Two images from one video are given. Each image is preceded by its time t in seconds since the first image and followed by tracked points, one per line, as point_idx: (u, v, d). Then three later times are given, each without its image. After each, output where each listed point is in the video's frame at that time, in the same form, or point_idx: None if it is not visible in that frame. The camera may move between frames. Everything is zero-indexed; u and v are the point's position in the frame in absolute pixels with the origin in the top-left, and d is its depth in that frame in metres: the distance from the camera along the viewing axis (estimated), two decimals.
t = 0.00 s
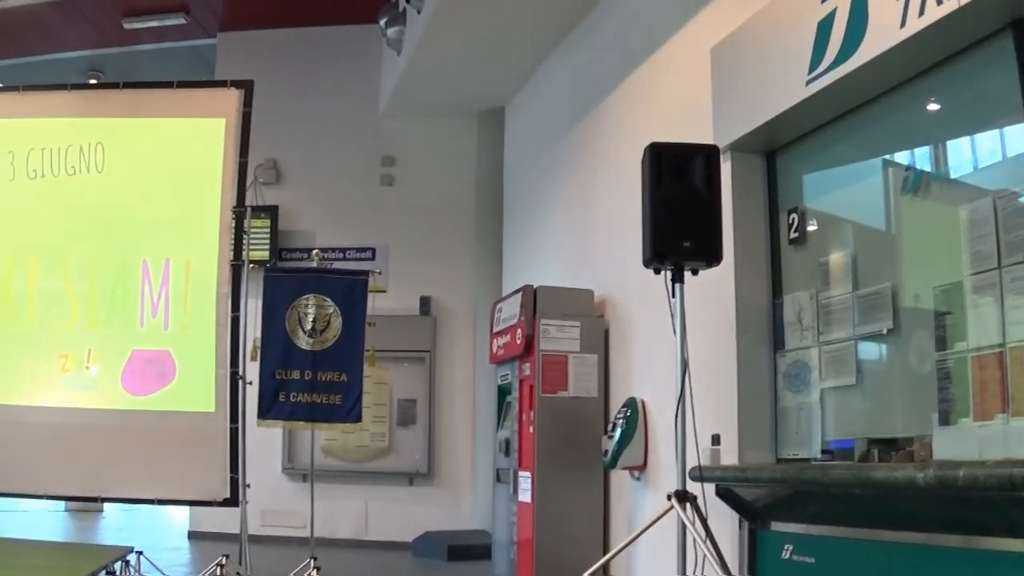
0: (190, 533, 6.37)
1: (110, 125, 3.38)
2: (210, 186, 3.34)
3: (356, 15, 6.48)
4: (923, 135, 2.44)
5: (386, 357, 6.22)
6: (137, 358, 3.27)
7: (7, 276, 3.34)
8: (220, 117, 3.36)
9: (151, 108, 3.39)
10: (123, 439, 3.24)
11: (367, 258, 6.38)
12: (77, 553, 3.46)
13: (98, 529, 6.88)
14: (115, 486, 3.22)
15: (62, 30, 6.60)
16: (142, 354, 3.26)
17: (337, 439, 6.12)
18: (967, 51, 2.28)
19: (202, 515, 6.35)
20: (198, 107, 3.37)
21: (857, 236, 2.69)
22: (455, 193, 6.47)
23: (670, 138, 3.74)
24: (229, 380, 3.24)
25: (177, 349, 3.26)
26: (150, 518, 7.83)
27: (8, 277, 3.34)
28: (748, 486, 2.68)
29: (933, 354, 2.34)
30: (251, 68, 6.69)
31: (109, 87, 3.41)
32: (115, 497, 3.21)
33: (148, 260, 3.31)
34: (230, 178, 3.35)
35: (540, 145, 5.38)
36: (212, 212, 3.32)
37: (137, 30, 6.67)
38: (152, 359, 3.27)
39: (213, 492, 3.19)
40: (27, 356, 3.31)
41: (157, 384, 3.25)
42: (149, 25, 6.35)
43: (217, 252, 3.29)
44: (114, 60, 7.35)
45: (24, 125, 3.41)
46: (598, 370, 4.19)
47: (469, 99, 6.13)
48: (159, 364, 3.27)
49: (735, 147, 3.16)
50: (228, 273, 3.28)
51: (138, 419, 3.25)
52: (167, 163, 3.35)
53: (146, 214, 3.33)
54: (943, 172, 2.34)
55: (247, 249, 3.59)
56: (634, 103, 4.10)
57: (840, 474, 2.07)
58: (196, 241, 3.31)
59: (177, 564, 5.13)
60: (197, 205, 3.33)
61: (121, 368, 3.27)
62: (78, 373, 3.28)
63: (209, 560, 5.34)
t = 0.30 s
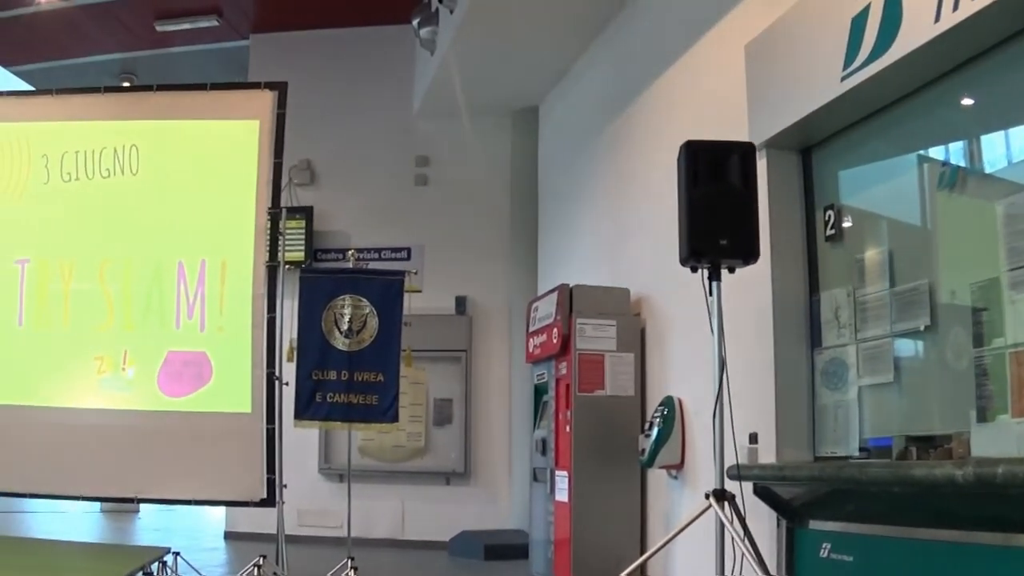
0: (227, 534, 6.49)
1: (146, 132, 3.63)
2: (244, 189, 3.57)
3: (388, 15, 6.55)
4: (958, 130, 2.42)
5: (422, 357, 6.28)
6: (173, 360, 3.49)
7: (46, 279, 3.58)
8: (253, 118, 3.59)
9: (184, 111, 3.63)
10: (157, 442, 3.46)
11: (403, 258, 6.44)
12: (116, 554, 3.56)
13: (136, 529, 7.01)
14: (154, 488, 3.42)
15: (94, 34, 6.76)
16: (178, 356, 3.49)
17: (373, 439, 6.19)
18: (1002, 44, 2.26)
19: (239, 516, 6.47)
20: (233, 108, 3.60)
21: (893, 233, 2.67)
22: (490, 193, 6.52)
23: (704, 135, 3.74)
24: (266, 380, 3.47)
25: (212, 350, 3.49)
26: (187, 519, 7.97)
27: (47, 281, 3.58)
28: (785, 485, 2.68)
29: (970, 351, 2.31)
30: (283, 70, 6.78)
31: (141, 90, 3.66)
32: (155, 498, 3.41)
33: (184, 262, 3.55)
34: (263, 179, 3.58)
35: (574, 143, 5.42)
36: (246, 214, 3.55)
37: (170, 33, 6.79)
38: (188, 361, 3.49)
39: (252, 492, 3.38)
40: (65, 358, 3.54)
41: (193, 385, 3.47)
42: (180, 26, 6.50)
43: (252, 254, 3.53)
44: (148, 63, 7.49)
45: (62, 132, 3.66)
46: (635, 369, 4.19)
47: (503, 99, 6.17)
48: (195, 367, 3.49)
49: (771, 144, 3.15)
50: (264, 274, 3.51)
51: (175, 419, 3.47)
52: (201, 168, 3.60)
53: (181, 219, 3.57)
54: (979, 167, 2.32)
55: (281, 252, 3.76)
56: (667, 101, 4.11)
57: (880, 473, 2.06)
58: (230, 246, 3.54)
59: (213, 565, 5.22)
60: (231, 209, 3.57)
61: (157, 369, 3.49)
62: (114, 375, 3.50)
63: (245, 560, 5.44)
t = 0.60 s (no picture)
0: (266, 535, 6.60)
1: (185, 136, 3.74)
2: (285, 192, 3.68)
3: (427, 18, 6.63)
4: (998, 130, 2.41)
5: (462, 359, 6.34)
6: (213, 361, 3.59)
7: (84, 281, 3.67)
8: (294, 121, 3.71)
9: (223, 115, 3.74)
10: (203, 442, 3.55)
11: (442, 260, 6.51)
12: (159, 556, 3.66)
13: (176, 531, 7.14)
14: (194, 491, 3.52)
15: (133, 38, 6.93)
16: (218, 358, 3.59)
17: (413, 441, 6.25)
18: None
19: (279, 517, 6.58)
20: (274, 110, 3.72)
21: (933, 233, 2.65)
22: (530, 195, 6.57)
23: (743, 135, 3.75)
24: (307, 383, 3.56)
25: (252, 351, 3.59)
26: (225, 520, 8.09)
27: (85, 283, 3.67)
28: (828, 487, 2.66)
29: (1010, 352, 2.30)
30: (321, 73, 6.89)
31: (181, 92, 3.78)
32: (194, 500, 3.50)
33: (224, 264, 3.65)
34: (304, 183, 3.70)
35: (612, 145, 5.45)
36: (286, 216, 3.66)
37: (210, 37, 6.92)
38: (228, 362, 3.60)
39: (292, 494, 3.48)
40: (103, 361, 3.62)
41: (234, 387, 3.58)
42: (220, 29, 6.60)
43: (292, 256, 3.63)
44: (187, 68, 7.64)
45: (101, 137, 3.76)
46: (675, 370, 4.20)
47: (543, 100, 6.22)
48: (235, 368, 3.60)
49: (811, 145, 3.14)
50: (304, 277, 3.62)
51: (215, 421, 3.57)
52: (241, 170, 3.71)
53: (221, 222, 3.67)
54: (1019, 167, 2.31)
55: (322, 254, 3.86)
56: (706, 102, 4.13)
57: (921, 475, 2.06)
58: (270, 248, 3.65)
59: (253, 566, 5.32)
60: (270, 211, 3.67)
61: (197, 371, 3.59)
62: (154, 377, 3.59)
63: (284, 561, 5.54)
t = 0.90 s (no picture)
0: (301, 532, 6.69)
1: (221, 136, 3.84)
2: (320, 189, 3.76)
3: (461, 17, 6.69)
4: None
5: (496, 357, 6.39)
6: (249, 359, 3.68)
7: (119, 280, 3.77)
8: (329, 120, 3.79)
9: (259, 114, 3.83)
10: (242, 438, 3.64)
11: (477, 258, 6.55)
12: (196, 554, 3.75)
13: (209, 528, 7.26)
14: (235, 487, 3.62)
15: (165, 36, 7.02)
16: (253, 356, 3.68)
17: (447, 439, 6.30)
18: None
19: (313, 515, 6.68)
20: (310, 110, 3.80)
21: (969, 232, 2.65)
22: (565, 194, 6.61)
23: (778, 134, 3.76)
24: (341, 380, 3.64)
25: (286, 349, 3.67)
26: (257, 518, 8.20)
27: (120, 282, 3.77)
28: (862, 485, 2.67)
29: None
30: (354, 72, 6.96)
31: (215, 91, 3.87)
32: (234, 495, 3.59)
33: (259, 262, 3.73)
34: (339, 181, 3.77)
35: (647, 143, 5.47)
36: (321, 214, 3.74)
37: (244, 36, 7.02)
38: (262, 361, 3.68)
39: (326, 492, 3.57)
40: (137, 359, 3.72)
41: (269, 385, 3.66)
42: (252, 28, 6.70)
43: (327, 254, 3.71)
44: (219, 66, 7.74)
45: (138, 137, 3.87)
46: (711, 369, 4.21)
47: (578, 99, 6.26)
48: (269, 366, 3.68)
49: (847, 143, 3.14)
50: (339, 274, 3.70)
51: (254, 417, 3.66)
52: (276, 169, 3.79)
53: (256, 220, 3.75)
54: None
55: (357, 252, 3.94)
56: (741, 100, 4.14)
57: (956, 474, 2.06)
58: (305, 247, 3.73)
59: (288, 563, 5.41)
60: (305, 210, 3.75)
61: (232, 368, 3.68)
62: (189, 375, 3.69)
63: (318, 559, 5.62)
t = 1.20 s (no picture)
0: (337, 532, 6.78)
1: (254, 140, 3.92)
2: (353, 189, 3.84)
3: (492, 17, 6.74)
4: None
5: (531, 356, 6.43)
6: (284, 360, 3.77)
7: (154, 283, 3.87)
8: (361, 121, 3.87)
9: (292, 116, 3.91)
10: (281, 438, 3.71)
11: (510, 258, 6.58)
12: (229, 555, 3.84)
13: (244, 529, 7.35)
14: (271, 489, 3.66)
15: (198, 39, 7.15)
16: (288, 357, 3.76)
17: (482, 439, 6.34)
18: None
19: (348, 516, 6.78)
20: (342, 111, 3.89)
21: (1005, 230, 2.64)
22: (599, 194, 6.63)
23: (811, 131, 3.76)
24: (375, 380, 3.71)
25: (321, 351, 3.76)
26: (292, 519, 8.32)
27: (154, 284, 3.87)
28: (898, 483, 2.66)
29: None
30: (387, 73, 7.03)
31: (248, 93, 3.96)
32: (274, 493, 3.66)
33: (293, 263, 3.82)
34: (372, 183, 3.85)
35: (679, 141, 5.48)
36: (354, 216, 3.82)
37: (276, 38, 7.14)
38: (297, 362, 3.76)
39: (361, 493, 3.62)
40: (171, 362, 3.81)
41: (304, 386, 3.74)
42: (284, 30, 6.83)
43: (361, 256, 3.79)
44: (251, 68, 7.86)
45: (172, 141, 3.97)
46: (746, 368, 4.21)
47: (611, 98, 6.28)
48: (304, 367, 3.76)
49: (881, 141, 3.13)
50: (372, 275, 3.77)
51: (291, 418, 3.72)
52: (309, 171, 3.87)
53: (290, 223, 3.84)
54: None
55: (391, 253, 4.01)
56: (773, 98, 4.14)
57: (993, 472, 2.06)
58: (339, 248, 3.81)
59: (323, 564, 5.50)
60: (339, 211, 3.83)
61: (266, 369, 3.76)
62: (224, 376, 3.77)
63: (354, 559, 5.71)
